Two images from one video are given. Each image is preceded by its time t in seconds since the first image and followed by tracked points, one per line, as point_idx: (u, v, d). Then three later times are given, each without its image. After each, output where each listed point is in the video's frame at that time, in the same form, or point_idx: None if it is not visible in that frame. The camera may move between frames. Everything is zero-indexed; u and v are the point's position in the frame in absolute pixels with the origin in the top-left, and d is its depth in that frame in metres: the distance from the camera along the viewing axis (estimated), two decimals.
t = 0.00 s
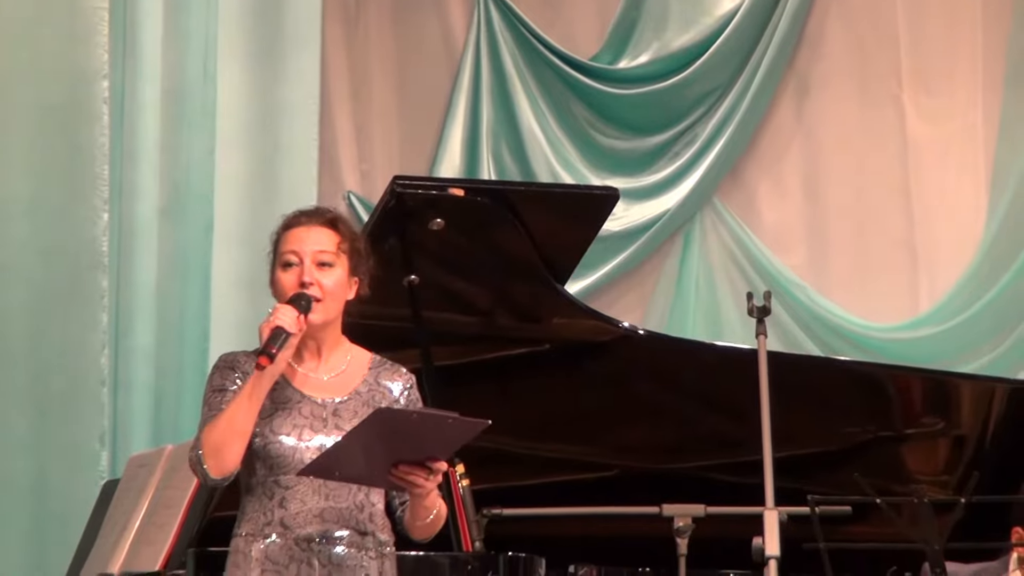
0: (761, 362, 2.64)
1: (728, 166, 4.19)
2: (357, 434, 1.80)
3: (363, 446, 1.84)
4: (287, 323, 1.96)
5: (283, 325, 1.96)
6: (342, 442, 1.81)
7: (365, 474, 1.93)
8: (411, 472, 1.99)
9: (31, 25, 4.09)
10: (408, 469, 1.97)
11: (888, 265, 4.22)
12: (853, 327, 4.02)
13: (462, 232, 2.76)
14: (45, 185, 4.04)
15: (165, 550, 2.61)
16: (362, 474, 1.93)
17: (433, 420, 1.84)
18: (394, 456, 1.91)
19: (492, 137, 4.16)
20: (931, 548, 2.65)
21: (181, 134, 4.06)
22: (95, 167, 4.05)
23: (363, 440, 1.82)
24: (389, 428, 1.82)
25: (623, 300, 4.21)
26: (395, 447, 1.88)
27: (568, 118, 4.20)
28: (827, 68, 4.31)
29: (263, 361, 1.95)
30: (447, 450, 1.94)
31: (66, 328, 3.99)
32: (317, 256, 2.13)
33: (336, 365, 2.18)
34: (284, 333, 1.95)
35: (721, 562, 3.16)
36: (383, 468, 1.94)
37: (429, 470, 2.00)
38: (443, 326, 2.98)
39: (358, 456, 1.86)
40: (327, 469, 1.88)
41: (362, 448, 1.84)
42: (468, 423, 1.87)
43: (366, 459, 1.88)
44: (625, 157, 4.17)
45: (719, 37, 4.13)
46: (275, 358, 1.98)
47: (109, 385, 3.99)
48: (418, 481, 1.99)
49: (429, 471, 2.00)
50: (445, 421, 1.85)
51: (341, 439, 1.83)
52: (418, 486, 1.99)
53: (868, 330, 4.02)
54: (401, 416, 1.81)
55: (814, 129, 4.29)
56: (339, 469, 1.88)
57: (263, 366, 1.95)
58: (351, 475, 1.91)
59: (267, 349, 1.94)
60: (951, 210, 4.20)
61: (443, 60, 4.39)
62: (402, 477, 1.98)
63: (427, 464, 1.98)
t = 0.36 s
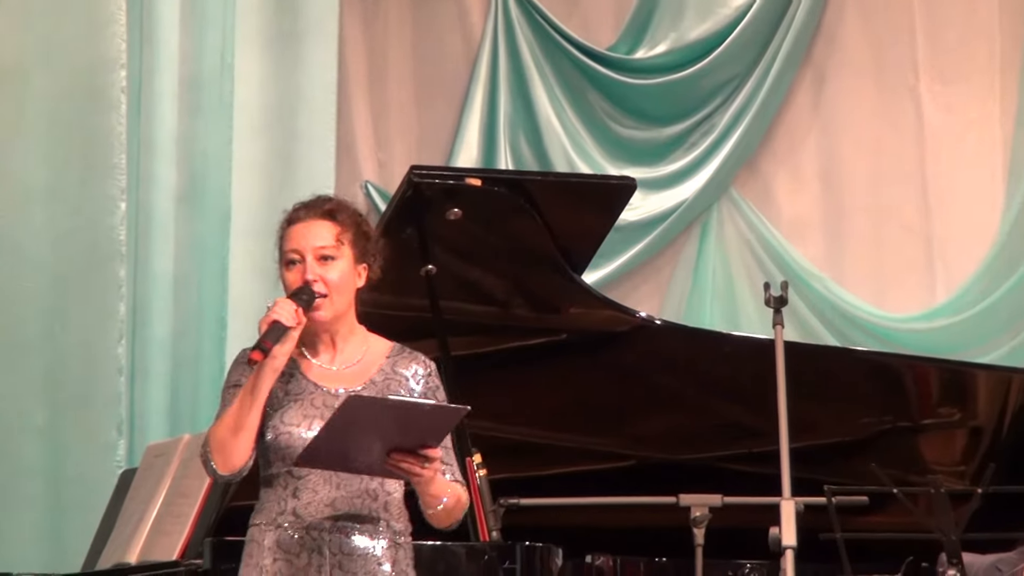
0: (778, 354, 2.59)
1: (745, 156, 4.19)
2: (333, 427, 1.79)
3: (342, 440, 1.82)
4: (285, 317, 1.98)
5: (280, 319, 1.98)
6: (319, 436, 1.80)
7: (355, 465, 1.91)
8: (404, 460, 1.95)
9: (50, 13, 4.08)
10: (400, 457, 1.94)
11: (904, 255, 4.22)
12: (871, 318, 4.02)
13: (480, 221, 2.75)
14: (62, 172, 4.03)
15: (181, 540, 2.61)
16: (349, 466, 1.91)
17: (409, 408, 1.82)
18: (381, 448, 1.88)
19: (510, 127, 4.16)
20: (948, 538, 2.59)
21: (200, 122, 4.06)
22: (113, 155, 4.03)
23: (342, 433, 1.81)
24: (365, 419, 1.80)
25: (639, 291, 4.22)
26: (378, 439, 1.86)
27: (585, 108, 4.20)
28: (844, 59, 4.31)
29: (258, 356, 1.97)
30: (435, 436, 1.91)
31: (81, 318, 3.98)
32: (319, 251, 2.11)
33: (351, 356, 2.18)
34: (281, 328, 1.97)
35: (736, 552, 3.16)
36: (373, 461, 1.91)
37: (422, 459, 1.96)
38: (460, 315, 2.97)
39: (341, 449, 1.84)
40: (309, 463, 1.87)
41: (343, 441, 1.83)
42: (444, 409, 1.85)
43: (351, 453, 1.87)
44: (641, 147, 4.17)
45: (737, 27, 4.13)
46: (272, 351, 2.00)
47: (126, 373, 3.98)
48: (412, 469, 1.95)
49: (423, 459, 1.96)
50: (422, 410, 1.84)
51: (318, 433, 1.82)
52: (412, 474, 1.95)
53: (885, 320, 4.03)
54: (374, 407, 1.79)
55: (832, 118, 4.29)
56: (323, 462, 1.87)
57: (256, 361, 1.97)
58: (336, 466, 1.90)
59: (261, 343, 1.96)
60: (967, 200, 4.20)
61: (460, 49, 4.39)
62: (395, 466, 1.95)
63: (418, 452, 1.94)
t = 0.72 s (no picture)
0: (784, 347, 2.58)
1: (750, 150, 4.19)
2: (296, 427, 1.81)
3: (310, 439, 1.84)
4: (291, 312, 1.95)
5: (286, 314, 1.96)
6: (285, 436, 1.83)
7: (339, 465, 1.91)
8: (386, 457, 1.90)
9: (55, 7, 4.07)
10: (379, 453, 1.89)
11: (909, 248, 4.22)
12: (876, 312, 4.03)
13: (485, 215, 2.75)
14: (67, 167, 4.02)
15: (187, 534, 2.59)
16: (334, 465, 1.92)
17: (370, 405, 1.81)
18: (357, 447, 1.87)
19: (515, 121, 4.16)
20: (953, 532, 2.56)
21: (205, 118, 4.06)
22: (118, 150, 4.03)
23: (308, 433, 1.83)
24: (326, 417, 1.81)
25: (645, 284, 4.22)
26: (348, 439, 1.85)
27: (590, 102, 4.20)
28: (849, 54, 4.31)
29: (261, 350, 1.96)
30: (411, 429, 1.86)
31: (85, 313, 3.97)
32: (334, 244, 2.13)
33: (355, 351, 2.18)
34: (285, 322, 1.95)
35: (741, 546, 3.16)
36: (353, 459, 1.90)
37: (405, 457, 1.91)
38: (466, 310, 2.99)
39: (313, 449, 1.86)
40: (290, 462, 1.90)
41: (310, 440, 1.84)
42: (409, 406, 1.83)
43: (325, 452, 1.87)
44: (647, 141, 4.17)
45: (743, 21, 4.12)
46: (275, 345, 1.98)
47: (131, 368, 3.99)
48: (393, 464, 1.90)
49: (402, 454, 1.90)
50: (385, 407, 1.82)
51: (288, 434, 1.85)
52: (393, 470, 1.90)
53: (890, 314, 4.03)
54: (332, 404, 1.80)
55: (837, 112, 4.29)
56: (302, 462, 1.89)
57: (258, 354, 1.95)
58: (320, 465, 1.92)
59: (265, 337, 1.94)
60: (972, 195, 4.20)
61: (465, 44, 4.39)
62: (376, 462, 1.90)
63: (398, 448, 1.89)
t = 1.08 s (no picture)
0: (780, 345, 2.59)
1: (746, 148, 4.18)
2: (298, 421, 1.80)
3: (312, 434, 1.83)
4: (294, 306, 1.96)
5: (289, 308, 1.96)
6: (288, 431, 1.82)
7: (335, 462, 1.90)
8: (385, 455, 1.91)
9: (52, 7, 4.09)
10: (380, 449, 1.89)
11: (905, 246, 4.22)
12: (872, 310, 4.02)
13: (480, 212, 2.74)
14: (62, 165, 4.03)
15: (181, 533, 2.61)
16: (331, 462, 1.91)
17: (373, 398, 1.82)
18: (359, 443, 1.87)
19: (511, 120, 4.16)
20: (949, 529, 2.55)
21: (200, 114, 4.06)
22: (113, 149, 4.03)
23: (308, 428, 1.82)
24: (329, 410, 1.80)
25: (641, 282, 4.22)
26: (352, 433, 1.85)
27: (586, 100, 4.19)
28: (844, 53, 4.31)
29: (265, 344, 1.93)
30: (413, 426, 1.87)
31: (81, 311, 3.99)
32: (333, 242, 2.12)
33: (353, 349, 2.18)
34: (289, 317, 1.94)
35: (737, 544, 3.16)
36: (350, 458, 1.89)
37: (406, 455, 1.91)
38: (461, 308, 2.98)
39: (313, 446, 1.85)
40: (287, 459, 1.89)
41: (312, 435, 1.83)
42: (413, 402, 1.84)
43: (322, 449, 1.86)
44: (642, 139, 4.17)
45: (738, 19, 4.12)
46: (280, 340, 1.97)
47: (126, 366, 3.99)
48: (392, 462, 1.91)
49: (403, 451, 1.91)
50: (389, 402, 1.83)
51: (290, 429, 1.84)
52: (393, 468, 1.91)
53: (886, 311, 4.03)
54: (335, 397, 1.79)
55: (832, 110, 4.30)
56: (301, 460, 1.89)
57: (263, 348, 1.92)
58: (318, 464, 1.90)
59: (269, 331, 1.92)
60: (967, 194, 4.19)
61: (461, 42, 4.39)
62: (375, 459, 1.90)
63: (398, 445, 1.90)
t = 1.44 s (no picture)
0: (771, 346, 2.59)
1: (737, 147, 4.18)
2: (308, 429, 1.80)
3: (322, 437, 1.83)
4: (288, 308, 1.94)
5: (282, 310, 1.94)
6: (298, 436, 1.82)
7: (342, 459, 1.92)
8: (393, 452, 1.94)
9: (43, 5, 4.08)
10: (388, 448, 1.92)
11: (896, 247, 4.22)
12: (863, 310, 4.02)
13: (471, 212, 2.74)
14: (53, 165, 4.03)
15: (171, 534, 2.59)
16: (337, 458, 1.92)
17: (384, 409, 1.81)
18: (367, 444, 1.89)
19: (502, 121, 4.16)
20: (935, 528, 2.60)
21: (190, 114, 4.05)
22: (104, 149, 4.04)
23: (317, 435, 1.82)
24: (340, 419, 1.80)
25: (631, 282, 4.22)
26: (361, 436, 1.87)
27: (577, 100, 4.20)
28: (834, 53, 4.31)
29: (259, 345, 1.93)
30: (421, 429, 1.89)
31: (72, 311, 3.98)
32: (323, 239, 2.13)
33: (341, 350, 2.17)
34: (283, 319, 1.93)
35: (727, 544, 3.16)
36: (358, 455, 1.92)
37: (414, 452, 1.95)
38: (451, 308, 2.98)
39: (322, 447, 1.86)
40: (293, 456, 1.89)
41: (322, 439, 1.84)
42: (423, 408, 1.84)
43: (331, 449, 1.87)
44: (633, 139, 4.17)
45: (729, 19, 4.12)
46: (274, 341, 1.96)
47: (116, 367, 3.99)
48: (400, 460, 1.94)
49: (411, 450, 1.94)
50: (399, 409, 1.82)
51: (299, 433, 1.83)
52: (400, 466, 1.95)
53: (877, 311, 4.02)
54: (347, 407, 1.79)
55: (823, 109, 4.30)
56: (308, 457, 1.89)
57: (257, 350, 1.92)
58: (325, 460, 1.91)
59: (263, 334, 1.92)
60: (958, 195, 4.19)
61: (452, 42, 4.39)
62: (383, 456, 1.94)
63: (406, 445, 1.93)
